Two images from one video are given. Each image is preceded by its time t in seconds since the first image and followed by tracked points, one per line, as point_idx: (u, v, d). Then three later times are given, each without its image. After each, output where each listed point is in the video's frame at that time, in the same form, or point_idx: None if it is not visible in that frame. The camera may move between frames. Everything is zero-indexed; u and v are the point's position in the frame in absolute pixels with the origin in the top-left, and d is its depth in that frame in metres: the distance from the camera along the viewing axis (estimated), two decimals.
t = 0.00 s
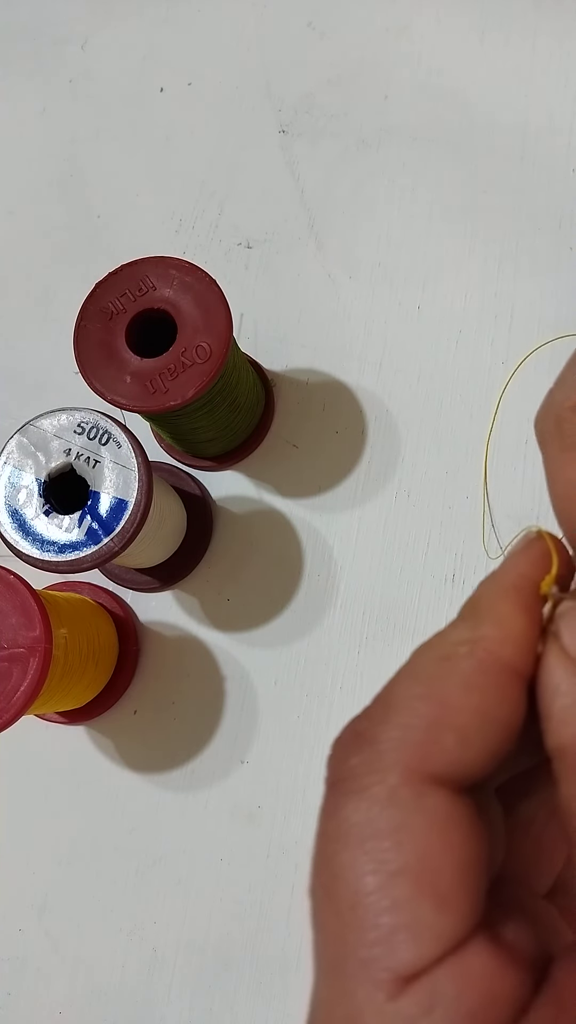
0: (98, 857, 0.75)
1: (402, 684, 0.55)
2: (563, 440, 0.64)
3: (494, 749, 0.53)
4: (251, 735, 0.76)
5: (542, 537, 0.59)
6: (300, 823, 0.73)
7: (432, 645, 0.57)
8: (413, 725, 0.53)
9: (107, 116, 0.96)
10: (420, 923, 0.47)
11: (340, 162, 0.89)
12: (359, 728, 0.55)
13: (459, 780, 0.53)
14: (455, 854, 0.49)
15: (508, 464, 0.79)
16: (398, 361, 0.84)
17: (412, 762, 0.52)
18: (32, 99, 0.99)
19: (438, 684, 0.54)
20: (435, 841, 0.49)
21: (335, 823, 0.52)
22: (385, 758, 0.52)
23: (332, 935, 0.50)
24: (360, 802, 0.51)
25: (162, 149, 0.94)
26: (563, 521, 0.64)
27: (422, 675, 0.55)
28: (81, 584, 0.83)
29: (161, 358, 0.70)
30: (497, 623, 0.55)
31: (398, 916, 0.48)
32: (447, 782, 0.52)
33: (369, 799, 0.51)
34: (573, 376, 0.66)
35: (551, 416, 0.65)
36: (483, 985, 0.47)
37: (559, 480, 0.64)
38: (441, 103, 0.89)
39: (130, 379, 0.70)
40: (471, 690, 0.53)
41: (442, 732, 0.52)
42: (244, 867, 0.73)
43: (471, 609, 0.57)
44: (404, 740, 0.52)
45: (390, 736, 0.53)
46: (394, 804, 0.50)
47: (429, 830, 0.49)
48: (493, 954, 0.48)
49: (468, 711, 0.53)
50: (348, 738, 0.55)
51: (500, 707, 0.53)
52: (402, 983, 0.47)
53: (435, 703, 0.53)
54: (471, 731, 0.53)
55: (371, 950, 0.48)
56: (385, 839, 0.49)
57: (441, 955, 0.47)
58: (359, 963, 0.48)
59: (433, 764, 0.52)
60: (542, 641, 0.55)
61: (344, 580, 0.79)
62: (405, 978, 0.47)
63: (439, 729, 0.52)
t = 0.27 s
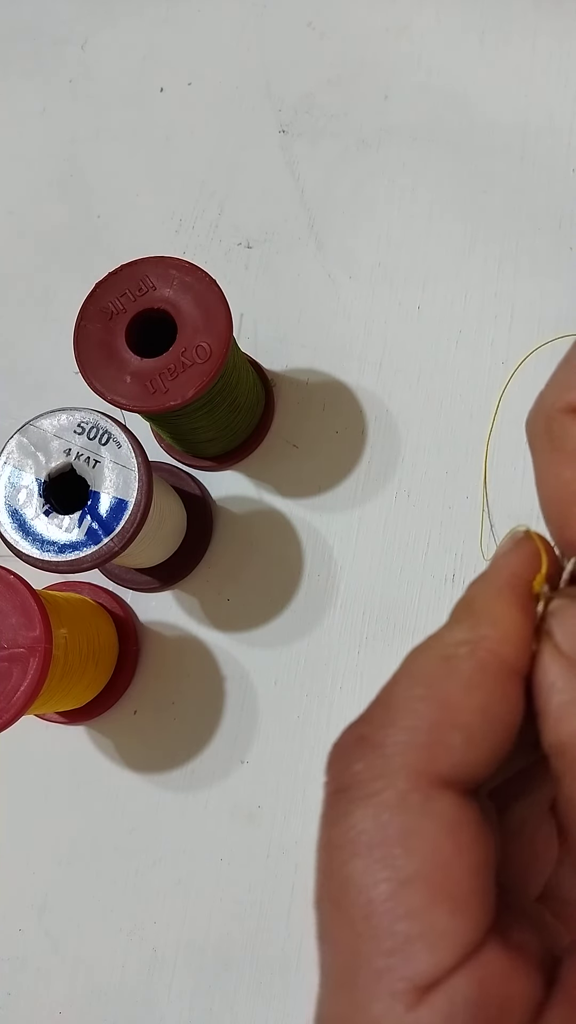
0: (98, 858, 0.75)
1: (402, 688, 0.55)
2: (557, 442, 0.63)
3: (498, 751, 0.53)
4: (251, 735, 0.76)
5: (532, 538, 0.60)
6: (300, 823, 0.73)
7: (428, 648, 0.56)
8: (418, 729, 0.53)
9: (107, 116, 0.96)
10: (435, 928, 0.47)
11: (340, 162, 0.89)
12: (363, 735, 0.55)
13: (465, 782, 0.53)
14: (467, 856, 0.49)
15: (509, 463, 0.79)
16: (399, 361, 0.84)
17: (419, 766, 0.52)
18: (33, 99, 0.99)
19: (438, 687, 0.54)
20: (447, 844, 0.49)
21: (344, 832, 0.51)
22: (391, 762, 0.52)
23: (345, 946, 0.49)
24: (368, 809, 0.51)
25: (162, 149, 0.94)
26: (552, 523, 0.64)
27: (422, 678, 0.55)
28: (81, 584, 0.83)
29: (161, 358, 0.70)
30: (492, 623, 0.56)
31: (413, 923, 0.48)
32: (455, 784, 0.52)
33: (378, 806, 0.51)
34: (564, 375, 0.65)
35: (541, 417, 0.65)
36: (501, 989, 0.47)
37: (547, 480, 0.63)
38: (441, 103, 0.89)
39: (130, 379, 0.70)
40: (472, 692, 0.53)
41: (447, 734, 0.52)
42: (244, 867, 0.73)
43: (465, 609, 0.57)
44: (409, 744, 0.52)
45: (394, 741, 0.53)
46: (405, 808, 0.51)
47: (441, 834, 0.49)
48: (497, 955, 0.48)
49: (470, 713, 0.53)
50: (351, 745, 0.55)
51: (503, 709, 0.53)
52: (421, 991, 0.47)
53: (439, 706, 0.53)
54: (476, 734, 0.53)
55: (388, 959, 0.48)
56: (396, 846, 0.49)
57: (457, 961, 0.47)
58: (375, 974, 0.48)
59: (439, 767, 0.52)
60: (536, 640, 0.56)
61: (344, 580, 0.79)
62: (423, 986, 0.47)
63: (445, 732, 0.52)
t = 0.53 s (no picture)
0: (97, 858, 0.75)
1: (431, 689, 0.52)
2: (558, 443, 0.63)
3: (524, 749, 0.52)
4: (251, 735, 0.76)
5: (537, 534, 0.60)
6: (300, 823, 0.73)
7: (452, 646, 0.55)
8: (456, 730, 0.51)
9: (108, 116, 0.96)
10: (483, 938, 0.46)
11: (340, 162, 0.89)
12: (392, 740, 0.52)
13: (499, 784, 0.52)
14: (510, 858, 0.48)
15: (509, 463, 0.79)
16: (399, 361, 0.84)
17: (457, 771, 0.50)
18: (33, 99, 0.99)
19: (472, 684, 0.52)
20: (493, 851, 0.48)
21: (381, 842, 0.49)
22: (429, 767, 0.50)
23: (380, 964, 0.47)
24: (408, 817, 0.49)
25: (162, 149, 0.94)
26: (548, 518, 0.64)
27: (451, 676, 0.53)
28: (81, 584, 0.83)
29: (160, 358, 0.70)
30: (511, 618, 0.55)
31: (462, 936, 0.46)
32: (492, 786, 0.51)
33: (420, 813, 0.49)
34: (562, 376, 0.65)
35: (540, 417, 0.65)
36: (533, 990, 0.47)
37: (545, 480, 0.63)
38: (440, 103, 0.89)
39: (130, 379, 0.70)
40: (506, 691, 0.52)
41: (485, 737, 0.51)
42: (244, 867, 0.73)
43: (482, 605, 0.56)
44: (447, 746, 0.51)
45: (430, 745, 0.51)
46: (450, 815, 0.49)
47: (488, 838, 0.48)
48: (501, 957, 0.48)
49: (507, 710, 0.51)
50: (379, 750, 0.52)
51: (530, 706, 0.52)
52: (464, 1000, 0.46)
53: (475, 707, 0.51)
54: (512, 731, 0.51)
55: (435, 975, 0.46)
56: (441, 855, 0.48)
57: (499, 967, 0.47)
58: (421, 991, 0.46)
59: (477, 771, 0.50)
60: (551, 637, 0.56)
61: (344, 580, 0.79)
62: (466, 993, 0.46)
63: (482, 735, 0.51)
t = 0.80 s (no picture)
0: (97, 858, 0.75)
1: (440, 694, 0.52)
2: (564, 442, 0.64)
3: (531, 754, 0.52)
4: (252, 735, 0.76)
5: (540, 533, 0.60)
6: (300, 823, 0.73)
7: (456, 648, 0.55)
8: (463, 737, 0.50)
9: (108, 116, 0.96)
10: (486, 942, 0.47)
11: (340, 162, 0.89)
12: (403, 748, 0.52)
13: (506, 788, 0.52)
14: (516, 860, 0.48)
15: (508, 463, 0.79)
16: (399, 361, 0.83)
17: (467, 781, 0.50)
18: (33, 99, 0.99)
19: (477, 687, 0.52)
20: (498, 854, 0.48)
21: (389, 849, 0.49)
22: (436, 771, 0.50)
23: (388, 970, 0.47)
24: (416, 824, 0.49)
25: (162, 149, 0.94)
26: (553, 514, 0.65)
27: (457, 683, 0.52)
28: (81, 584, 0.82)
29: (160, 358, 0.70)
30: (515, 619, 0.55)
31: (468, 940, 0.46)
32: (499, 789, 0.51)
33: (431, 821, 0.49)
34: (571, 370, 0.65)
35: (548, 409, 0.65)
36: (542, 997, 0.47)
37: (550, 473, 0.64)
38: (440, 103, 0.89)
39: (130, 379, 0.70)
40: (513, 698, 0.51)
41: (492, 745, 0.50)
42: (244, 867, 0.73)
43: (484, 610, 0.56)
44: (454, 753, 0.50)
45: (438, 750, 0.50)
46: (459, 824, 0.49)
47: (497, 844, 0.49)
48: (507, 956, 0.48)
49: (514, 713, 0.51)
50: (386, 760, 0.51)
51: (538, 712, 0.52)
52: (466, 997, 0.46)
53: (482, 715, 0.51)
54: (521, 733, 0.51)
55: (444, 981, 0.46)
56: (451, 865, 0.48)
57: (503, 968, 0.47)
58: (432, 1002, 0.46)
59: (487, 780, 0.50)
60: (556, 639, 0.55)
61: (344, 580, 0.79)
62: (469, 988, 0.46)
63: (491, 742, 0.50)
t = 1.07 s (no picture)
0: (97, 858, 0.75)
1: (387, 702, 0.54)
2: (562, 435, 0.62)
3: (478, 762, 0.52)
4: (252, 735, 0.76)
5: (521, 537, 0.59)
6: (300, 823, 0.73)
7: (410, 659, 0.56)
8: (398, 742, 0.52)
9: (108, 116, 0.96)
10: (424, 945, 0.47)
11: (340, 162, 0.89)
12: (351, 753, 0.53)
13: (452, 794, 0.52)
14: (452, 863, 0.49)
15: (509, 463, 0.79)
16: (399, 361, 0.83)
17: (399, 779, 0.51)
18: (33, 99, 0.99)
19: (419, 695, 0.53)
20: (429, 854, 0.49)
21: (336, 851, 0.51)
22: (375, 776, 0.51)
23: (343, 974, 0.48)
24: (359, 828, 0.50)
25: (162, 149, 0.94)
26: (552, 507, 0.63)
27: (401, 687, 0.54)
28: (81, 584, 0.83)
29: (161, 358, 0.70)
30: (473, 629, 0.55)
31: (392, 934, 0.47)
32: (442, 794, 0.51)
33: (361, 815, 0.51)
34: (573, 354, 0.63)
35: (549, 392, 0.63)
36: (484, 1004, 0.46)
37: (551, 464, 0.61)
38: (440, 103, 0.89)
39: (130, 379, 0.70)
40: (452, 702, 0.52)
41: (426, 747, 0.51)
42: (244, 867, 0.73)
43: (445, 621, 0.57)
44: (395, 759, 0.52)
45: (377, 753, 0.52)
46: (384, 820, 0.50)
47: (423, 844, 0.49)
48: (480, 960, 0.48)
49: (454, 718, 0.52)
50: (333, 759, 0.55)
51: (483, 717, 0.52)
52: (397, 1001, 0.47)
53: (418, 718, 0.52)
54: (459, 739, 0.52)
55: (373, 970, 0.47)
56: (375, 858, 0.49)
57: (438, 968, 0.47)
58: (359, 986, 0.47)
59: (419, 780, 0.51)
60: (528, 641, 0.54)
61: (343, 580, 0.79)
62: (401, 993, 0.47)
63: (424, 744, 0.51)
